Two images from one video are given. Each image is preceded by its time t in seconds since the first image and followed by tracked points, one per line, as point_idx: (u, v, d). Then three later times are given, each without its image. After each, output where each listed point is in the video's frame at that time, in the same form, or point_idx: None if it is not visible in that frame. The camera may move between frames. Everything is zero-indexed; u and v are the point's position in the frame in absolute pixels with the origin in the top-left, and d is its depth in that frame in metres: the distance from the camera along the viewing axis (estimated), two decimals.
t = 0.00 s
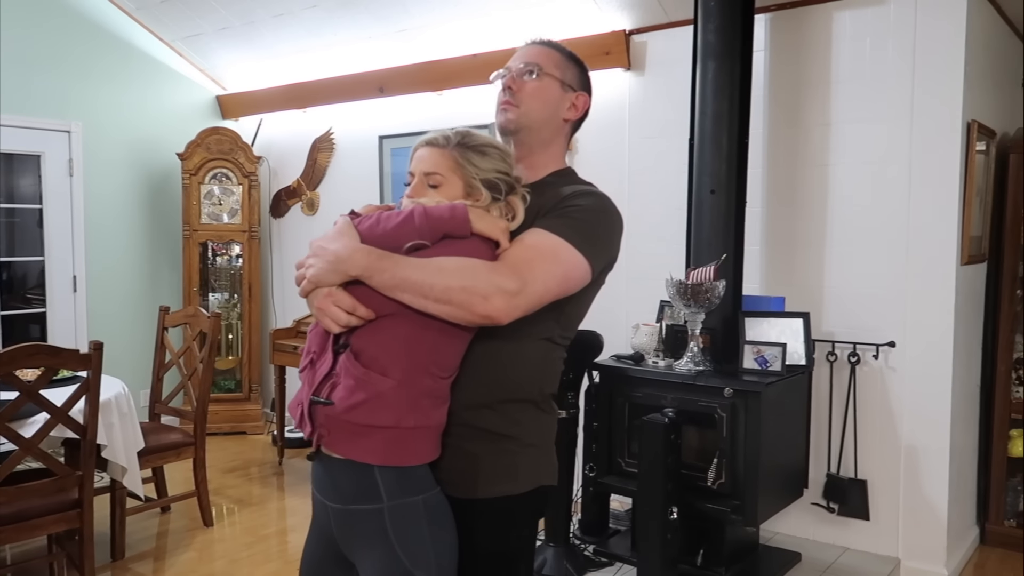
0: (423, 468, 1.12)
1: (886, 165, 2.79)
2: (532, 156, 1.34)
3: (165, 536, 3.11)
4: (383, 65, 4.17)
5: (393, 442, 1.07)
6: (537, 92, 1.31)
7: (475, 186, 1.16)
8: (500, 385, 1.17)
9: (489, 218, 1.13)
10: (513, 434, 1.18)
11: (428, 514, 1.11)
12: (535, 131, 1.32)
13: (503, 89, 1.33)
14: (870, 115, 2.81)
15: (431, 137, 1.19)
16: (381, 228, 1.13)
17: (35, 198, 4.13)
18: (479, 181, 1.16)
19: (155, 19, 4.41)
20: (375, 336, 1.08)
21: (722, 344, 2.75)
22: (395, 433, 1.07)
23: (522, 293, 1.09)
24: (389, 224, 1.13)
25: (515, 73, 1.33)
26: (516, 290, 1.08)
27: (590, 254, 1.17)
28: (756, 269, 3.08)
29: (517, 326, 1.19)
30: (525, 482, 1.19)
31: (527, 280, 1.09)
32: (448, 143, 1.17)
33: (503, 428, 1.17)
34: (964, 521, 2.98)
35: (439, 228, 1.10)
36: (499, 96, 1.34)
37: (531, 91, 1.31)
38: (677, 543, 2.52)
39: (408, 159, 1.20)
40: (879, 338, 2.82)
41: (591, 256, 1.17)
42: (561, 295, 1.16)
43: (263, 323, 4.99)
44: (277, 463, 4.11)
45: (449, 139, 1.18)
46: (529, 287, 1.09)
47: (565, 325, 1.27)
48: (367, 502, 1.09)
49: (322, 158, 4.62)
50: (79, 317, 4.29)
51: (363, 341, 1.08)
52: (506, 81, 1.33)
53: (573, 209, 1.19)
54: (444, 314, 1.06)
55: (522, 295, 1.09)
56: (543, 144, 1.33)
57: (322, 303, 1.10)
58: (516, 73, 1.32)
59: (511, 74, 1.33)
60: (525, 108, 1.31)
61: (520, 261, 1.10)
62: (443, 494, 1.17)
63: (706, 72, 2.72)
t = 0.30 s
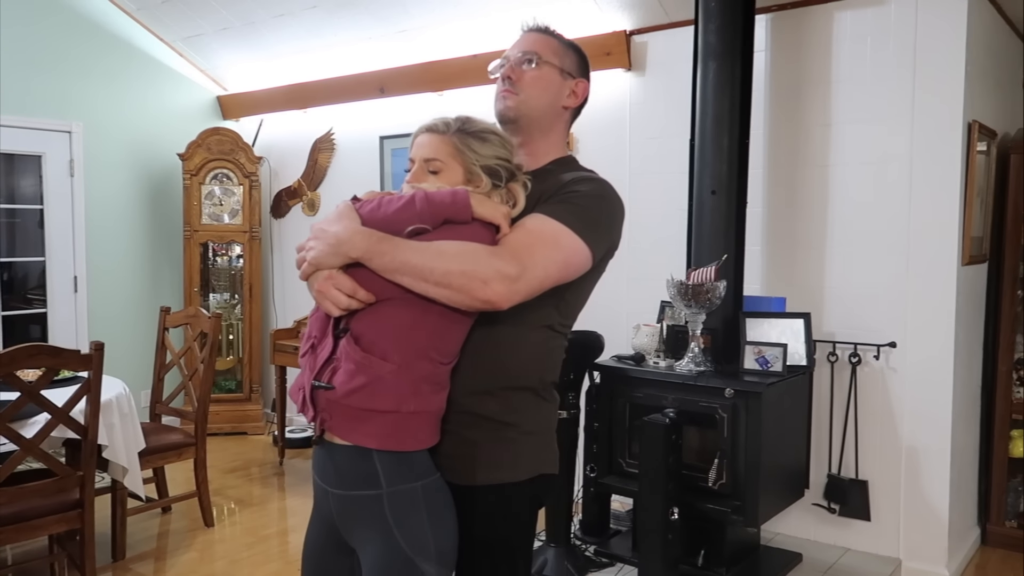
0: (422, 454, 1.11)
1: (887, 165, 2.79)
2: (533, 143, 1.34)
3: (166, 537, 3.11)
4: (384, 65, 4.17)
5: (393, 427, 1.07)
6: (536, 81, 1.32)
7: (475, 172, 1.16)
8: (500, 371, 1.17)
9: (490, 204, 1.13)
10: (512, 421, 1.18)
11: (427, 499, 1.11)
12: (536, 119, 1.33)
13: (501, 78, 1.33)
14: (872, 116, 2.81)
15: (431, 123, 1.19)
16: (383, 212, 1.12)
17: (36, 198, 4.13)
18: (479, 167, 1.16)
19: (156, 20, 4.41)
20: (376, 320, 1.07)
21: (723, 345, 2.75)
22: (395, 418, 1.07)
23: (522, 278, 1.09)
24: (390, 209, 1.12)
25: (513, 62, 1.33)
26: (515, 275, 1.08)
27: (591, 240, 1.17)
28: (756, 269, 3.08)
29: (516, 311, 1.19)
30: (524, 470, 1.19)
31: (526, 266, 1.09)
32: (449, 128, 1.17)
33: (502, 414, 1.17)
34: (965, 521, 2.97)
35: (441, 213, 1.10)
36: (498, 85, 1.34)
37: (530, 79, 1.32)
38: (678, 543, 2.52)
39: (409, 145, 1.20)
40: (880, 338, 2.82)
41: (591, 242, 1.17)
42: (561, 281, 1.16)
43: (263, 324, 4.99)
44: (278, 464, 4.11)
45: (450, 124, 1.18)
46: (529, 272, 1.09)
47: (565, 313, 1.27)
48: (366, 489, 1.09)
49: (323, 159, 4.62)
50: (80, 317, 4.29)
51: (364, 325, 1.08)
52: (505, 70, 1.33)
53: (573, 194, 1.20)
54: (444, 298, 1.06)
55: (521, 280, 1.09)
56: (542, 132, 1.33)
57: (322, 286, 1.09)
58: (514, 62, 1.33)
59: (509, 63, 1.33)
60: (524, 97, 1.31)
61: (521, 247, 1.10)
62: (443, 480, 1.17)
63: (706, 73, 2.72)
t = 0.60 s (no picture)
0: (423, 455, 1.11)
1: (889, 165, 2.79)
2: (536, 145, 1.34)
3: (167, 536, 3.11)
4: (385, 64, 4.17)
5: (394, 429, 1.07)
6: (540, 84, 1.32)
7: (477, 172, 1.15)
8: (508, 375, 1.17)
9: (490, 203, 1.12)
10: (522, 424, 1.18)
11: (423, 498, 1.11)
12: (539, 121, 1.32)
13: (505, 82, 1.33)
14: (874, 116, 2.81)
15: (434, 125, 1.19)
16: (384, 215, 1.12)
17: (38, 198, 4.14)
18: (482, 167, 1.15)
19: (157, 19, 4.41)
20: (378, 322, 1.07)
21: (725, 344, 2.74)
22: (396, 420, 1.07)
23: (524, 279, 1.09)
24: (391, 211, 1.12)
25: (517, 66, 1.33)
26: (517, 276, 1.08)
27: (594, 239, 1.17)
28: (758, 269, 3.07)
29: (522, 311, 1.19)
30: (536, 473, 1.19)
31: (528, 267, 1.09)
32: (451, 129, 1.17)
33: (512, 418, 1.17)
34: (967, 522, 2.97)
35: (440, 214, 1.09)
36: (501, 88, 1.34)
37: (534, 82, 1.32)
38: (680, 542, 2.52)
39: (413, 147, 1.20)
40: (882, 338, 2.82)
41: (594, 241, 1.17)
42: (563, 280, 1.16)
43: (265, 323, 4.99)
44: (279, 463, 4.11)
45: (452, 126, 1.18)
46: (531, 274, 1.09)
47: (570, 315, 1.27)
48: (363, 484, 1.09)
49: (324, 159, 4.63)
50: (82, 316, 4.30)
51: (365, 327, 1.08)
52: (508, 74, 1.33)
53: (575, 195, 1.20)
54: (445, 300, 1.06)
55: (523, 281, 1.09)
56: (545, 134, 1.33)
57: (325, 291, 1.09)
58: (518, 66, 1.33)
59: (513, 67, 1.33)
60: (528, 100, 1.31)
61: (522, 247, 1.10)
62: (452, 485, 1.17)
63: (708, 72, 2.72)
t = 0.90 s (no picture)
0: (425, 448, 1.11)
1: (887, 164, 2.79)
2: (542, 145, 1.33)
3: (165, 536, 3.10)
4: (383, 63, 4.17)
5: (399, 421, 1.07)
6: (551, 85, 1.32)
7: (476, 169, 1.16)
8: (507, 368, 1.17)
9: (493, 201, 1.13)
10: (518, 419, 1.18)
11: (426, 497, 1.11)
12: (548, 123, 1.32)
13: (517, 82, 1.33)
14: (873, 115, 2.81)
15: (440, 118, 1.20)
16: (389, 209, 1.12)
17: (35, 198, 4.13)
18: (480, 164, 1.16)
19: (155, 18, 4.41)
20: (380, 315, 1.07)
21: (723, 344, 2.75)
22: (401, 412, 1.07)
23: (525, 274, 1.09)
24: (396, 206, 1.12)
25: (529, 67, 1.33)
26: (518, 271, 1.08)
27: (593, 236, 1.18)
28: (756, 268, 3.07)
29: (523, 305, 1.19)
30: (529, 468, 1.18)
31: (529, 263, 1.09)
32: (456, 124, 1.18)
33: (509, 413, 1.17)
34: (965, 521, 2.98)
35: (445, 210, 1.10)
36: (512, 88, 1.34)
37: (545, 83, 1.32)
38: (678, 542, 2.52)
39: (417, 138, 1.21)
40: (880, 337, 2.82)
41: (594, 238, 1.18)
42: (564, 277, 1.16)
43: (263, 323, 4.99)
44: (277, 462, 4.11)
45: (458, 121, 1.19)
46: (533, 269, 1.10)
47: (570, 313, 1.27)
48: (366, 482, 1.09)
49: (322, 158, 4.62)
50: (80, 316, 4.29)
51: (368, 320, 1.08)
52: (520, 75, 1.33)
53: (577, 192, 1.20)
54: (447, 294, 1.06)
55: (524, 276, 1.09)
56: (552, 134, 1.32)
57: (326, 281, 1.09)
58: (531, 67, 1.33)
59: (526, 68, 1.33)
60: (540, 100, 1.31)
61: (523, 243, 1.10)
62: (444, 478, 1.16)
63: (706, 72, 2.72)
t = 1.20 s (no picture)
0: (432, 451, 1.11)
1: (884, 164, 2.79)
2: (546, 152, 1.33)
3: (164, 535, 3.10)
4: (382, 63, 4.17)
5: (407, 424, 1.07)
6: (556, 93, 1.32)
7: (479, 171, 1.16)
8: (511, 369, 1.17)
9: (496, 204, 1.13)
10: (521, 420, 1.18)
11: (433, 499, 1.11)
12: (553, 131, 1.32)
13: (521, 89, 1.33)
14: (871, 115, 2.81)
15: (448, 121, 1.21)
16: (392, 213, 1.12)
17: (33, 197, 4.13)
18: (484, 168, 1.17)
19: (153, 18, 4.40)
20: (386, 318, 1.08)
21: (721, 343, 2.74)
22: (409, 415, 1.07)
23: (530, 273, 1.09)
24: (399, 210, 1.12)
25: (534, 74, 1.33)
26: (522, 271, 1.08)
27: (597, 238, 1.17)
28: (754, 267, 3.08)
29: (528, 305, 1.19)
30: (535, 472, 1.18)
31: (534, 263, 1.09)
32: (462, 128, 1.19)
33: (512, 414, 1.17)
34: (963, 519, 2.98)
35: (449, 214, 1.10)
36: (517, 95, 1.34)
37: (550, 91, 1.31)
38: (676, 542, 2.53)
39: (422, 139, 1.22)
40: (878, 336, 2.82)
41: (598, 241, 1.17)
42: (569, 279, 1.16)
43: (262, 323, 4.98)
44: (275, 461, 4.11)
45: (464, 125, 1.20)
46: (538, 269, 1.09)
47: (574, 314, 1.27)
48: (374, 484, 1.09)
49: (320, 157, 4.62)
50: (78, 315, 4.29)
51: (375, 325, 1.08)
52: (525, 82, 1.33)
53: (581, 195, 1.20)
54: (453, 294, 1.06)
55: (529, 276, 1.09)
56: (557, 143, 1.32)
57: (331, 285, 1.09)
58: (535, 75, 1.33)
59: (530, 76, 1.33)
60: (543, 108, 1.31)
61: (528, 244, 1.10)
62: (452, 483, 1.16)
63: (704, 71, 2.72)
